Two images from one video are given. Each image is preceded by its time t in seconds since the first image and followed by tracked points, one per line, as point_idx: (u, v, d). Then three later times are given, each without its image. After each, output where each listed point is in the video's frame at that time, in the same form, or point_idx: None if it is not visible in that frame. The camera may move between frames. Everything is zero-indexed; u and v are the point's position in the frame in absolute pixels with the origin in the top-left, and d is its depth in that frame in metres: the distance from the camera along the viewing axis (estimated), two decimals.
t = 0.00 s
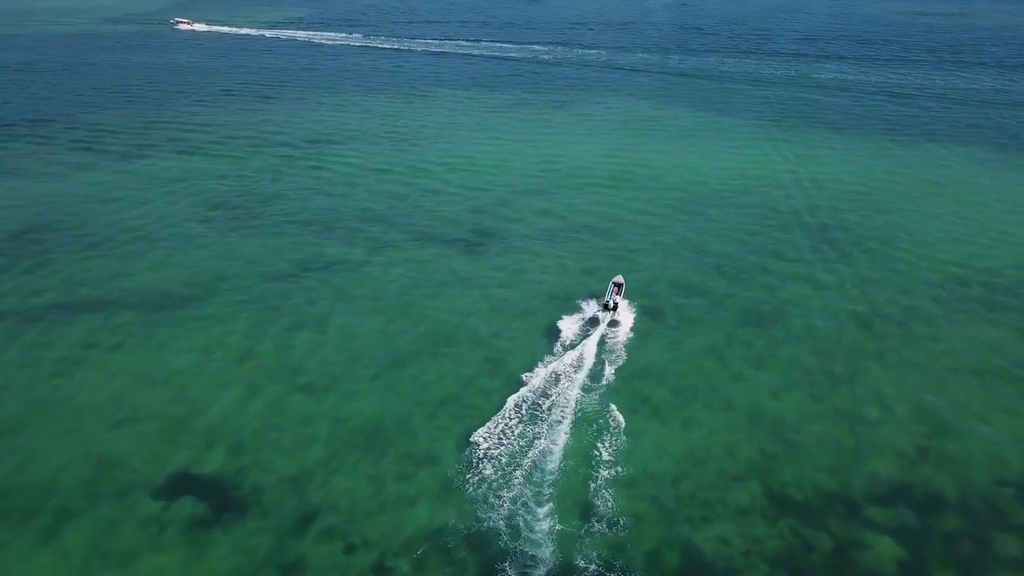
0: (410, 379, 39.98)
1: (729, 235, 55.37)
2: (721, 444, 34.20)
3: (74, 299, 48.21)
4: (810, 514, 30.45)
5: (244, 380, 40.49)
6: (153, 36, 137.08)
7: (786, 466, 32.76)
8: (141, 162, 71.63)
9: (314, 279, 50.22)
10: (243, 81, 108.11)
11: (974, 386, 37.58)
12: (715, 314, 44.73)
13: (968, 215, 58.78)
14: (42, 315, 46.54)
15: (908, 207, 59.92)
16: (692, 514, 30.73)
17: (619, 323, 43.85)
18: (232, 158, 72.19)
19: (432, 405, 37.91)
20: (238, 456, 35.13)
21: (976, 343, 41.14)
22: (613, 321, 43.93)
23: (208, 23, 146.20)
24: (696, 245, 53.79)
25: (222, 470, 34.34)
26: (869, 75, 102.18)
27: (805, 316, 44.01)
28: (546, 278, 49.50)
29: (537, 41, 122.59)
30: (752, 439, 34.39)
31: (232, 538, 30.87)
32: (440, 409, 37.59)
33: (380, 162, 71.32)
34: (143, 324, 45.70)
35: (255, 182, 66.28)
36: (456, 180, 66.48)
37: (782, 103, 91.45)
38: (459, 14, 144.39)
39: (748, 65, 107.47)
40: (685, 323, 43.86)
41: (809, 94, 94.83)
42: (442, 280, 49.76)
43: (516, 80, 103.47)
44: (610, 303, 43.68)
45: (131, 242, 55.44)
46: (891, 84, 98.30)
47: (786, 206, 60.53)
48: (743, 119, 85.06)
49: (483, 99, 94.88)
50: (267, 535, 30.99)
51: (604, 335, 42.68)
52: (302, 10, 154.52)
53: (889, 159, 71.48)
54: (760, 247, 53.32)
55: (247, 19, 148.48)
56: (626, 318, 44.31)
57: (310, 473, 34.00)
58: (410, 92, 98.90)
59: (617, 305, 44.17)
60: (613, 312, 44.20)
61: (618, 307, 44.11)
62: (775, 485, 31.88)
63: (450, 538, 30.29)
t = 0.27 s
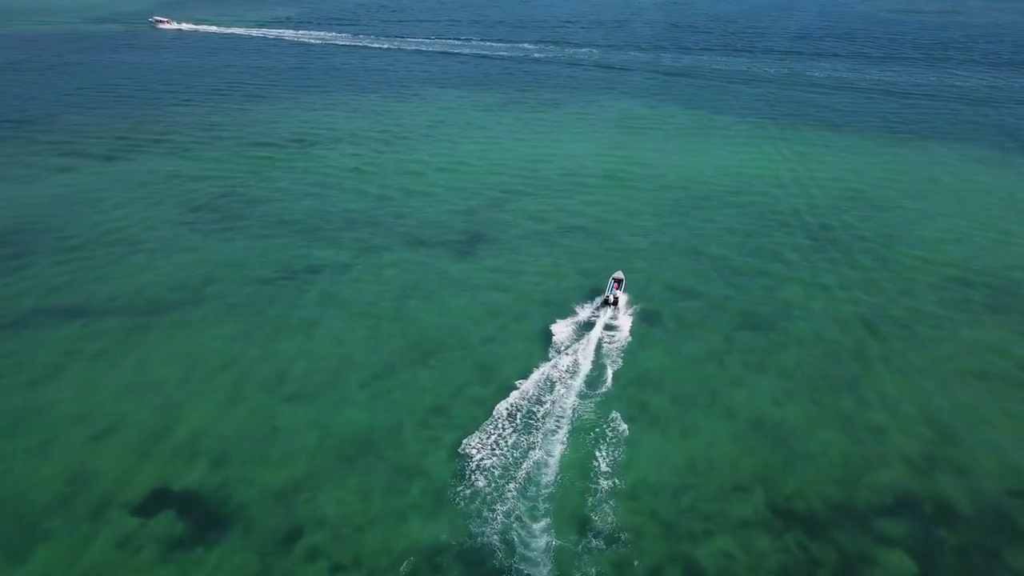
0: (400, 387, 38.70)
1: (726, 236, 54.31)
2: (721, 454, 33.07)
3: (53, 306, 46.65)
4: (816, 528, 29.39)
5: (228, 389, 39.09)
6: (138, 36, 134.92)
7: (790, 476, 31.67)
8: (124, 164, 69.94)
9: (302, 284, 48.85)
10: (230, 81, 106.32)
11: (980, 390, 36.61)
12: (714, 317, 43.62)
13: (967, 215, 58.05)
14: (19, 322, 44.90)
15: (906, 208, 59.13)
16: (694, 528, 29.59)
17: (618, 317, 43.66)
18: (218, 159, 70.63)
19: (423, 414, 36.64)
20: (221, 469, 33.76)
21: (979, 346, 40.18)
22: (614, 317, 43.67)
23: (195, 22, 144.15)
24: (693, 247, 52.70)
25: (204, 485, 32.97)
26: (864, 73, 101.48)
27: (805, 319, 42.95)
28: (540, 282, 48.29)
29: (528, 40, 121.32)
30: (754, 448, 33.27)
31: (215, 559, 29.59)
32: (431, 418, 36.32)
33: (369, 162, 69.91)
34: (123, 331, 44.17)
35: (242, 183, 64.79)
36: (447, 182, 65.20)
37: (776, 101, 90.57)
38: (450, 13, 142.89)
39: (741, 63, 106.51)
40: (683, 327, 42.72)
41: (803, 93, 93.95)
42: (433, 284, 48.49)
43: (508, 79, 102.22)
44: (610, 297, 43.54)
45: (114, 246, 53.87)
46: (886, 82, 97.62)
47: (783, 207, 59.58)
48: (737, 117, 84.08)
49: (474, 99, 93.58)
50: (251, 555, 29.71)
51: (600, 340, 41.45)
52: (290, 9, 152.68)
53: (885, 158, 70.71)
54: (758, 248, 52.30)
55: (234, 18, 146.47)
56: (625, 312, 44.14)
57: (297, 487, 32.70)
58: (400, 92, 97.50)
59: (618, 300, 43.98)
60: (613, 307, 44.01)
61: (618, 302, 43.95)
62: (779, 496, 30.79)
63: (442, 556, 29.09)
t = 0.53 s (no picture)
0: (389, 396, 37.41)
1: (722, 237, 53.26)
2: (722, 464, 31.95)
3: (31, 313, 45.12)
4: (823, 542, 28.33)
5: (211, 399, 37.71)
6: (123, 36, 132.85)
7: (794, 487, 30.60)
8: (107, 165, 68.30)
9: (288, 289, 47.47)
10: (217, 81, 104.61)
11: (986, 395, 35.67)
12: (712, 321, 42.51)
13: (966, 214, 57.27)
14: None
15: (905, 208, 58.26)
16: (695, 544, 28.52)
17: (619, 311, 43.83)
18: (203, 161, 69.04)
19: (413, 424, 35.37)
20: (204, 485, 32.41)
21: (984, 349, 39.26)
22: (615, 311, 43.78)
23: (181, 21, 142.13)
24: (689, 249, 51.61)
25: (185, 502, 31.63)
26: (858, 71, 100.73)
27: (805, 322, 41.90)
28: (534, 285, 47.07)
29: (519, 38, 120.09)
30: (757, 458, 32.17)
31: None
32: (422, 428, 35.08)
33: (359, 163, 68.52)
34: (102, 340, 42.66)
35: (227, 185, 63.29)
36: (438, 182, 63.93)
37: (770, 100, 89.68)
38: (440, 11, 141.48)
39: (735, 61, 105.61)
40: (680, 331, 41.59)
41: (797, 91, 93.12)
42: (423, 288, 47.20)
43: (499, 79, 100.94)
44: (610, 292, 43.65)
45: (95, 251, 52.34)
46: (880, 80, 96.91)
47: (780, 207, 58.62)
48: (732, 116, 83.11)
49: (465, 98, 92.29)
50: None
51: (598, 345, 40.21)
52: (278, 8, 150.80)
53: (882, 157, 69.90)
54: (756, 249, 51.27)
55: (222, 17, 144.52)
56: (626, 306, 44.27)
57: (283, 504, 31.40)
58: (390, 92, 96.09)
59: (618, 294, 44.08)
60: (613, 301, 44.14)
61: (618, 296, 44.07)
62: (784, 508, 29.71)
63: None
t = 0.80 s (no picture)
0: (377, 408, 35.89)
1: (719, 239, 52.05)
2: (726, 479, 30.62)
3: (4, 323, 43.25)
4: (834, 562, 27.12)
5: (191, 413, 36.04)
6: (105, 36, 130.46)
7: (802, 504, 29.30)
8: (87, 168, 66.36)
9: (272, 295, 45.86)
10: (202, 81, 102.63)
11: (997, 401, 34.48)
12: (711, 326, 41.18)
13: (966, 214, 56.27)
14: None
15: (904, 207, 57.20)
16: (700, 565, 27.19)
17: (619, 306, 43.40)
18: (186, 163, 67.21)
19: (402, 438, 33.85)
20: (183, 505, 30.80)
21: (992, 353, 38.09)
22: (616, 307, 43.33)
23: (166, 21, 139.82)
24: (685, 251, 50.38)
25: (160, 524, 29.95)
26: (852, 69, 99.78)
27: (806, 326, 40.70)
28: (525, 289, 45.70)
29: (509, 36, 118.58)
30: (762, 471, 30.85)
31: None
32: (410, 442, 33.58)
33: (346, 165, 66.89)
34: (77, 351, 40.91)
35: (211, 188, 61.51)
36: (428, 184, 62.39)
37: (764, 98, 88.57)
38: (429, 10, 139.79)
39: (728, 59, 104.48)
40: (678, 337, 40.25)
41: (791, 89, 92.05)
42: (413, 293, 45.74)
43: (490, 77, 99.44)
44: (610, 287, 43.18)
45: (72, 257, 50.50)
46: (874, 78, 96.00)
47: (778, 207, 57.43)
48: (726, 115, 82.03)
49: (455, 97, 90.74)
50: None
51: (595, 352, 38.67)
52: (265, 7, 148.61)
53: (879, 156, 68.87)
54: (753, 251, 50.10)
55: (207, 17, 142.26)
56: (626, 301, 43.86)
57: (266, 525, 29.83)
58: (378, 91, 94.45)
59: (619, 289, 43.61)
60: (613, 297, 43.67)
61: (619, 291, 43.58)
62: (792, 526, 28.43)
63: None
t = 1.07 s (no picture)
0: (366, 417, 34.63)
1: (716, 241, 51.05)
2: (728, 490, 29.54)
3: None
4: None
5: (172, 423, 34.67)
6: (90, 35, 128.44)
7: (808, 515, 28.28)
8: (69, 169, 64.72)
9: (259, 300, 44.53)
10: (189, 81, 100.94)
11: (1004, 407, 33.55)
12: (709, 330, 40.11)
13: (965, 213, 55.48)
14: None
15: (902, 207, 56.39)
16: None
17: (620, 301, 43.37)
18: (171, 164, 65.68)
19: (392, 450, 32.61)
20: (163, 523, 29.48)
21: (998, 356, 37.19)
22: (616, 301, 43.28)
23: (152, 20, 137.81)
24: (682, 253, 49.34)
25: (140, 543, 28.62)
26: (846, 67, 99.09)
27: (807, 330, 39.70)
28: (519, 293, 44.55)
29: (501, 35, 117.32)
30: (766, 482, 29.77)
31: None
32: (401, 454, 32.37)
33: (335, 165, 65.53)
34: (56, 359, 39.46)
35: (197, 190, 60.01)
36: (418, 185, 61.11)
37: (758, 96, 87.64)
38: (420, 9, 138.32)
39: (721, 58, 103.53)
40: (676, 342, 39.14)
41: (785, 87, 91.19)
42: (404, 297, 44.48)
43: (482, 77, 98.21)
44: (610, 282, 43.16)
45: (52, 262, 48.96)
46: (869, 76, 95.33)
47: (775, 207, 56.46)
48: (720, 113, 81.10)
49: (445, 97, 89.45)
50: None
51: (591, 358, 37.47)
52: (253, 6, 146.79)
53: (876, 154, 68.08)
54: (752, 253, 49.13)
55: (194, 16, 140.27)
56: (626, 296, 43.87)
57: (250, 544, 28.58)
58: (368, 91, 93.07)
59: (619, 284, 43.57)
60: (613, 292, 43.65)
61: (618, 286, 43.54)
62: (798, 539, 27.43)
63: None
